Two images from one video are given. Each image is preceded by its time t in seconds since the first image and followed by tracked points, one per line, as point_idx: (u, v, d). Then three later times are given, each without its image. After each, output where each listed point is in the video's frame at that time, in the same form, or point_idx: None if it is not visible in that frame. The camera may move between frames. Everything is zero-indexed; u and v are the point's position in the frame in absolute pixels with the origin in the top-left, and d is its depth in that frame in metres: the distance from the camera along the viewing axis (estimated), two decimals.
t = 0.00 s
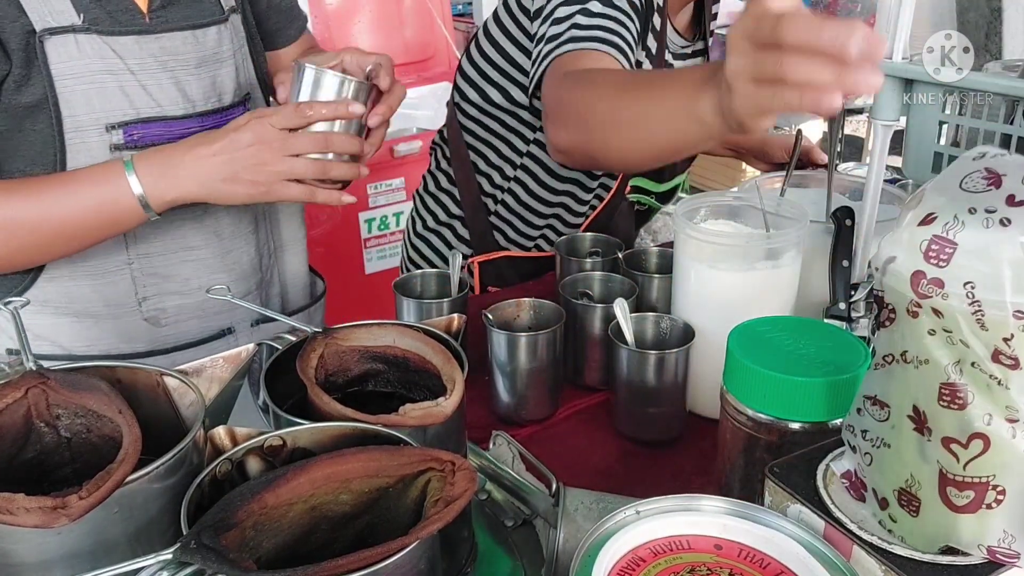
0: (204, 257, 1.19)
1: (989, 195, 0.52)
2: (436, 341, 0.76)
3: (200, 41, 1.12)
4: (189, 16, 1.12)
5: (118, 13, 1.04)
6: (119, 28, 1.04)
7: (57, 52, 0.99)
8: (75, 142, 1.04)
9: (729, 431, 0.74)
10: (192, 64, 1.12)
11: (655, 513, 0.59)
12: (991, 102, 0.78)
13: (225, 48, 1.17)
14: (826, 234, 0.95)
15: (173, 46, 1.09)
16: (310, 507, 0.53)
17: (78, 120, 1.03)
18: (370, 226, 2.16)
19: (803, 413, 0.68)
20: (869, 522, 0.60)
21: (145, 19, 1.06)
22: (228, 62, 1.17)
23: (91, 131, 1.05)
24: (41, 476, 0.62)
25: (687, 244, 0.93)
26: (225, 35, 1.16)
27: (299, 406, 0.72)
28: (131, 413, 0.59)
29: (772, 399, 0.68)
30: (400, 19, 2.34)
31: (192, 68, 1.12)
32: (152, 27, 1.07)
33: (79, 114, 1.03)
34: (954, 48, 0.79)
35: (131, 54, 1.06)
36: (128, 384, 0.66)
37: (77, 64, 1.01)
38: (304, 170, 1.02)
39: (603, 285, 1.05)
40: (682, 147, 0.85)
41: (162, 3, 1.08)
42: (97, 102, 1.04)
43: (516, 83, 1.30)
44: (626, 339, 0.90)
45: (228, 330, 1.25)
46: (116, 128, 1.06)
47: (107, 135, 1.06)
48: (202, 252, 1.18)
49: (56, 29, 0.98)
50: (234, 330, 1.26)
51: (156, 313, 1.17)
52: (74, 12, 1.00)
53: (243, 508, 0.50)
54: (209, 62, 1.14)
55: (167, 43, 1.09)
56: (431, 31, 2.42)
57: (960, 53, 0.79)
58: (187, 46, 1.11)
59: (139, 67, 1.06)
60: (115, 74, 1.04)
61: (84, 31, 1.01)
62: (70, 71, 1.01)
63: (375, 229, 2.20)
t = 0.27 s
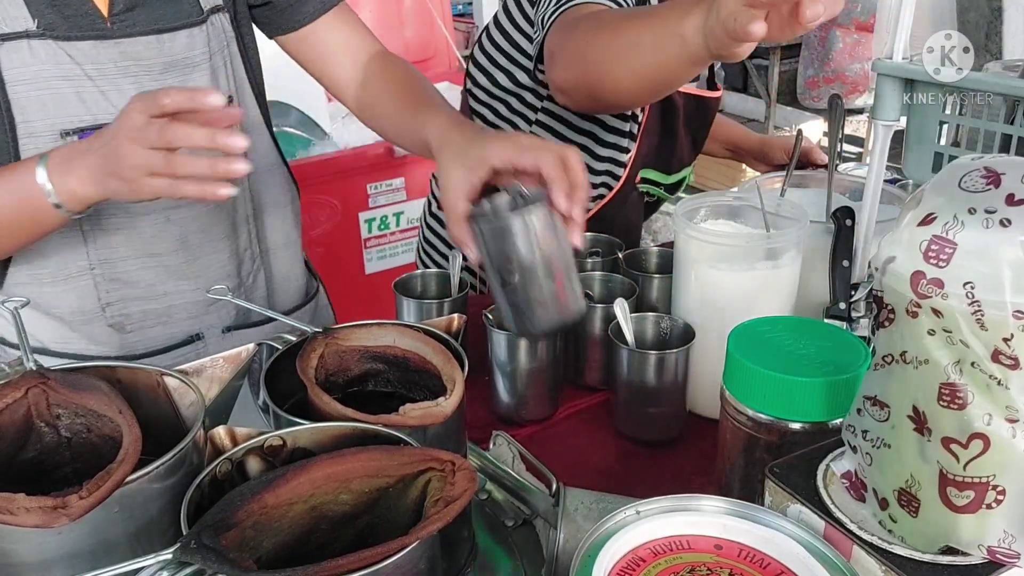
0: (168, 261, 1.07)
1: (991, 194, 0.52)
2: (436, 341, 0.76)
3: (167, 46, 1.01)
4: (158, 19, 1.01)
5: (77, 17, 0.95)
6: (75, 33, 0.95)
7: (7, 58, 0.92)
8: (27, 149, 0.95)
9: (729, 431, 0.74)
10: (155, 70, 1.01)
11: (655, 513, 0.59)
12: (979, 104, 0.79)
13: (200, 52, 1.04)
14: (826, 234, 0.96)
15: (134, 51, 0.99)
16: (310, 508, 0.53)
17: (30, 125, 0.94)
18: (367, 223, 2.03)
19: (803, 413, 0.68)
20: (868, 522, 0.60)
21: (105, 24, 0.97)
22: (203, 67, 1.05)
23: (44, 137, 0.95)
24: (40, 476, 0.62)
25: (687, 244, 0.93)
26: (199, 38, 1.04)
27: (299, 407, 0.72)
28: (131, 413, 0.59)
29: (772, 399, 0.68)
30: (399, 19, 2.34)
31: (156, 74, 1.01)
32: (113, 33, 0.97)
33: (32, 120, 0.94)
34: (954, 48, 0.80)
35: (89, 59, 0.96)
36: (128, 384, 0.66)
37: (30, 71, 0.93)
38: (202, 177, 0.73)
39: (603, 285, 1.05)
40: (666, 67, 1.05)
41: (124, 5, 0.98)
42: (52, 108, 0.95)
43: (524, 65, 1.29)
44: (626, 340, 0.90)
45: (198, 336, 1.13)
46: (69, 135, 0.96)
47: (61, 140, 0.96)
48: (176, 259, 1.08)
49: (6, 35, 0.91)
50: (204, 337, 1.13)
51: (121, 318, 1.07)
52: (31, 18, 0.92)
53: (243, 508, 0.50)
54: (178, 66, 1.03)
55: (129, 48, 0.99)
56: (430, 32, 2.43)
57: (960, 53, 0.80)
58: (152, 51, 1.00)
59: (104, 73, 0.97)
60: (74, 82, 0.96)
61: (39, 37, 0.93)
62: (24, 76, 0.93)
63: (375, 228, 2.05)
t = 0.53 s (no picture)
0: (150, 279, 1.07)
1: (990, 194, 0.52)
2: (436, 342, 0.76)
3: (145, 63, 1.00)
4: (143, 34, 1.00)
5: (57, 32, 0.94)
6: (50, 46, 0.94)
7: None
8: None
9: (729, 431, 0.74)
10: (133, 87, 1.00)
11: (655, 513, 0.59)
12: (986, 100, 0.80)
13: (185, 68, 1.03)
14: (827, 234, 0.96)
15: (113, 67, 0.98)
16: (310, 508, 0.53)
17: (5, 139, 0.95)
18: (367, 223, 2.02)
19: (802, 413, 0.68)
20: (868, 522, 0.60)
21: (83, 39, 0.95)
22: (188, 84, 1.04)
23: (17, 149, 0.95)
24: (41, 476, 0.61)
25: (687, 245, 0.93)
26: (184, 55, 1.03)
27: (300, 407, 0.72)
28: (131, 414, 0.59)
29: (771, 399, 0.68)
30: (400, 19, 2.34)
31: (135, 91, 1.00)
32: (90, 49, 0.96)
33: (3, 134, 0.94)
34: (954, 47, 0.80)
35: (66, 74, 0.95)
36: (128, 384, 0.66)
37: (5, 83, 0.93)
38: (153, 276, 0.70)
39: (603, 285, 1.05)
40: (664, 71, 1.16)
41: (105, 21, 0.96)
42: (26, 121, 0.95)
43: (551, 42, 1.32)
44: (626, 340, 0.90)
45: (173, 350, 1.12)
46: (43, 148, 0.96)
47: (36, 153, 0.96)
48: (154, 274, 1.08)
49: None
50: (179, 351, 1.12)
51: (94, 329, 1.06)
52: (7, 31, 0.92)
53: (244, 509, 0.50)
54: (160, 84, 1.01)
55: (106, 64, 0.97)
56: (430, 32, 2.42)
57: (959, 52, 0.79)
58: (132, 64, 0.99)
59: (84, 86, 0.97)
60: (50, 95, 0.95)
61: (15, 50, 0.92)
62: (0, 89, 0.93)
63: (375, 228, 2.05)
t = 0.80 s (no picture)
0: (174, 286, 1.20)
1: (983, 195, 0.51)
2: (437, 342, 0.76)
3: (152, 64, 1.08)
4: (145, 37, 1.08)
5: (69, 43, 1.03)
6: (57, 55, 1.02)
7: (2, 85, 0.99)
8: (18, 168, 1.04)
9: (730, 431, 0.74)
10: (141, 90, 1.08)
11: (656, 513, 0.59)
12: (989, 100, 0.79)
13: (188, 67, 1.12)
14: (827, 234, 0.96)
15: (121, 72, 1.06)
16: (311, 508, 0.53)
17: (14, 148, 1.02)
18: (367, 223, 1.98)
19: (803, 413, 0.68)
20: (869, 522, 0.60)
21: (95, 48, 1.04)
22: (192, 83, 1.13)
23: (32, 157, 1.04)
24: (43, 475, 0.62)
25: (687, 244, 0.93)
26: (186, 53, 1.11)
27: (299, 407, 0.73)
28: (132, 413, 0.59)
29: (770, 399, 0.68)
30: (400, 20, 2.34)
31: (143, 94, 1.08)
32: (101, 55, 1.05)
33: (16, 142, 1.02)
34: (954, 48, 0.80)
35: (75, 84, 1.04)
36: (129, 384, 0.66)
37: (16, 98, 1.00)
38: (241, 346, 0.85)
39: (603, 285, 1.05)
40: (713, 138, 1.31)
41: (115, 28, 1.05)
42: (37, 133, 1.03)
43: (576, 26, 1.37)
44: (627, 340, 0.90)
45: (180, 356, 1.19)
46: (55, 155, 1.05)
47: (48, 161, 1.05)
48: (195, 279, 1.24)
49: None
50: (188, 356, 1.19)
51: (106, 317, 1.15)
52: (14, 44, 0.99)
53: (244, 508, 0.50)
54: (163, 85, 1.10)
55: (115, 69, 1.06)
56: (430, 33, 2.42)
57: (958, 54, 0.79)
58: (137, 71, 1.07)
59: (95, 93, 1.05)
60: (62, 107, 1.03)
61: (23, 63, 1.00)
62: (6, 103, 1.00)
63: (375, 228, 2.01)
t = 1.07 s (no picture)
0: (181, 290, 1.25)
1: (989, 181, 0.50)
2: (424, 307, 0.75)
3: (175, 72, 1.13)
4: (165, 46, 1.13)
5: (99, 54, 1.07)
6: (87, 66, 1.06)
7: (26, 98, 1.01)
8: (44, 176, 1.07)
9: (730, 431, 0.74)
10: (167, 96, 1.13)
11: (657, 512, 0.59)
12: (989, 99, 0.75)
13: (204, 73, 1.16)
14: (827, 234, 0.95)
15: (148, 80, 1.10)
16: (313, 506, 0.53)
17: (45, 158, 1.06)
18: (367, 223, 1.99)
19: (804, 413, 0.67)
20: (869, 522, 0.60)
21: (123, 58, 1.08)
22: (208, 90, 1.18)
23: (59, 166, 1.08)
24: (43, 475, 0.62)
25: (688, 244, 0.93)
26: (203, 60, 1.16)
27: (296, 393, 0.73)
28: (131, 413, 0.59)
29: (770, 399, 0.68)
30: (401, 20, 2.31)
31: (167, 100, 1.13)
32: (129, 64, 1.09)
33: (47, 152, 1.05)
34: (954, 48, 0.80)
35: (105, 94, 1.08)
36: (128, 383, 0.66)
37: (49, 109, 1.03)
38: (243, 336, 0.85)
39: (603, 285, 1.05)
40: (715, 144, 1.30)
41: (138, 37, 1.10)
42: (66, 142, 1.07)
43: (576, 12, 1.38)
44: (627, 339, 0.90)
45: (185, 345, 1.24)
46: (82, 162, 1.09)
47: (75, 169, 1.09)
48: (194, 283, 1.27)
49: (25, 75, 1.01)
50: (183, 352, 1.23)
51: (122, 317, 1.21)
52: (47, 57, 1.03)
53: (247, 507, 0.50)
54: (185, 92, 1.15)
55: (142, 78, 1.10)
56: (431, 32, 2.41)
57: (959, 53, 0.79)
58: (161, 80, 1.12)
59: (124, 103, 1.09)
60: (93, 117, 1.07)
61: (55, 75, 1.03)
62: (39, 115, 1.03)
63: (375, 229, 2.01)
